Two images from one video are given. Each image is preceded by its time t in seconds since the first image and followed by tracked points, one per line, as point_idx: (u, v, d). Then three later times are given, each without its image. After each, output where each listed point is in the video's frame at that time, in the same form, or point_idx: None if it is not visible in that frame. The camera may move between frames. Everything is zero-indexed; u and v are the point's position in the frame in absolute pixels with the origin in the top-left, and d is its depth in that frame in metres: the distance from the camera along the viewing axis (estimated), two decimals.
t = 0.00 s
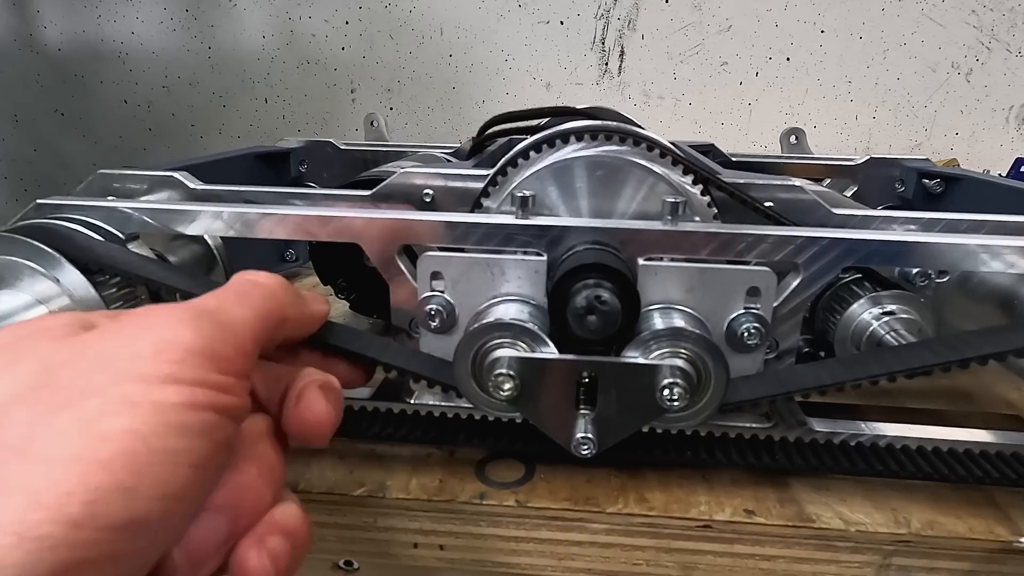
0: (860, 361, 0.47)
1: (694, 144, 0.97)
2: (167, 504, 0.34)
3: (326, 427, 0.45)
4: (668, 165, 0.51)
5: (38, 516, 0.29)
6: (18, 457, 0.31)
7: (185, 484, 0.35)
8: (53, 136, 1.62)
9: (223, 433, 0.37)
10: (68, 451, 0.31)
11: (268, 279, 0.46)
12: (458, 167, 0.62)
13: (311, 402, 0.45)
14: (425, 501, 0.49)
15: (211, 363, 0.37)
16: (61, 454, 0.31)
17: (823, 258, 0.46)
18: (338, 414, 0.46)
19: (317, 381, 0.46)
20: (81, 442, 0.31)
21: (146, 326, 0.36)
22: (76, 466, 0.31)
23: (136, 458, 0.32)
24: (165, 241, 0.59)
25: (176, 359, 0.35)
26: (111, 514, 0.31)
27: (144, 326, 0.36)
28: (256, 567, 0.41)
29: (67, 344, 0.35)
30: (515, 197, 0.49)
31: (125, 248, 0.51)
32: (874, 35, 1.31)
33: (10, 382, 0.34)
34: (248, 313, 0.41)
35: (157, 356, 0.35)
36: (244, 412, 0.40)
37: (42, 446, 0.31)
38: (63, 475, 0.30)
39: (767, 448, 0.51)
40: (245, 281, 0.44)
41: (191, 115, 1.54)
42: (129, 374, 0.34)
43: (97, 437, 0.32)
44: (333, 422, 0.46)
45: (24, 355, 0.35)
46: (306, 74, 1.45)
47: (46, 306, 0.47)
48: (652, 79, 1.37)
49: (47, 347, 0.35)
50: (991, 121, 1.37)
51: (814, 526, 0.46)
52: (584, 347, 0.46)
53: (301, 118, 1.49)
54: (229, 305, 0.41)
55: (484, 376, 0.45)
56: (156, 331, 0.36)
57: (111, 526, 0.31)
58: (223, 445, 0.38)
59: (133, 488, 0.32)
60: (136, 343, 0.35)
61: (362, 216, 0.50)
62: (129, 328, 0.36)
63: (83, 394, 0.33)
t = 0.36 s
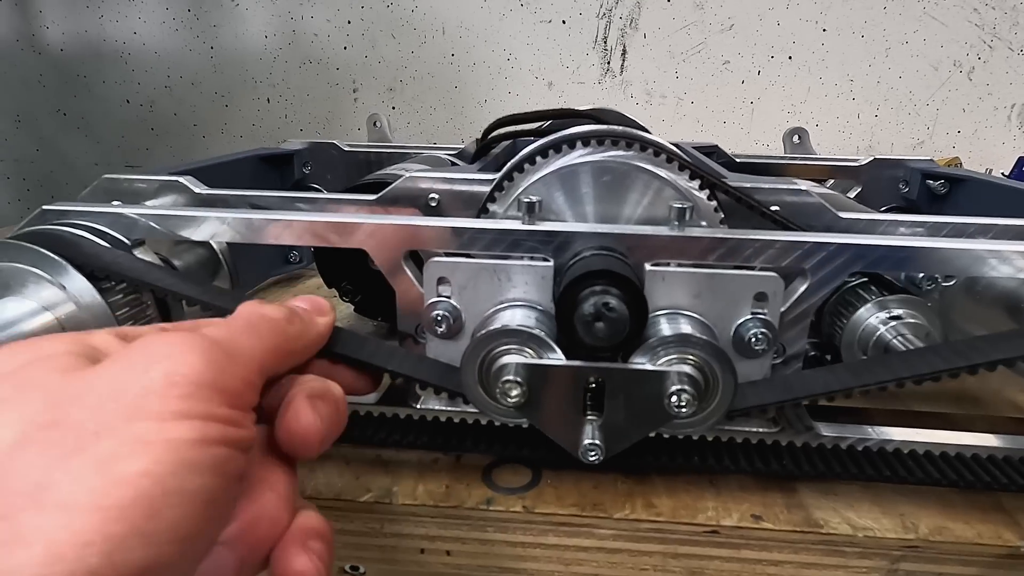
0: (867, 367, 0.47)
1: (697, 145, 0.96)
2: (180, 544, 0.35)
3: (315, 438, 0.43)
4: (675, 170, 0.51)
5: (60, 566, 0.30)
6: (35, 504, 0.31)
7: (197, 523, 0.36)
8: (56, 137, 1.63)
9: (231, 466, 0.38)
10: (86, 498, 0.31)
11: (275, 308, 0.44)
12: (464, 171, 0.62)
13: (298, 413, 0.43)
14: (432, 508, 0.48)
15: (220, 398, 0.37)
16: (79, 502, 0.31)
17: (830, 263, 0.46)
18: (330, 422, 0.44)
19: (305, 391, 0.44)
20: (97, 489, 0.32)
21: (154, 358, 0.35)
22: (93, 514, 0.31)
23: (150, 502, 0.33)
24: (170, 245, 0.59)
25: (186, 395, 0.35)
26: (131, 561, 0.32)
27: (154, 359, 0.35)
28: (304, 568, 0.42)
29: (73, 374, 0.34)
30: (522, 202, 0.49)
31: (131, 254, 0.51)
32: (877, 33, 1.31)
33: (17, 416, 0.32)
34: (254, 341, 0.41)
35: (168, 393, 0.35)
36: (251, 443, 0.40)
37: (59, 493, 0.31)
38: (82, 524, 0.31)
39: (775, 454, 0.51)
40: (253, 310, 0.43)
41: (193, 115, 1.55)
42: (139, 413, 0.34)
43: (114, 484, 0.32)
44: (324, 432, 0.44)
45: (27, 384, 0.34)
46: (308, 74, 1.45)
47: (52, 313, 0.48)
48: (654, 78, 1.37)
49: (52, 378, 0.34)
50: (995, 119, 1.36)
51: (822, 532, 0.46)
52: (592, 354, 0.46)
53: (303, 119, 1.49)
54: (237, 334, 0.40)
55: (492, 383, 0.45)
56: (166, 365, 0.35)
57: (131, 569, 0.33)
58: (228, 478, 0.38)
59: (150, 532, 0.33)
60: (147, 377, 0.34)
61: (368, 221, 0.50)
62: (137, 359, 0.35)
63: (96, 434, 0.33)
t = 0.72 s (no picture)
0: (864, 370, 0.47)
1: (696, 149, 0.97)
2: (183, 546, 0.36)
3: (298, 444, 0.44)
4: (672, 176, 0.52)
5: (63, 568, 0.31)
6: (39, 508, 0.32)
7: (200, 527, 0.36)
8: (60, 143, 1.65)
9: (233, 471, 0.38)
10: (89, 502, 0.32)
11: (275, 325, 0.45)
12: (464, 177, 0.63)
13: (281, 420, 0.43)
14: (433, 510, 0.49)
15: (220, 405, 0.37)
16: (82, 505, 0.32)
17: (826, 267, 0.47)
18: (317, 428, 0.44)
19: (290, 398, 0.44)
20: (100, 492, 0.32)
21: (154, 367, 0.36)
22: (95, 516, 0.32)
23: (151, 506, 0.34)
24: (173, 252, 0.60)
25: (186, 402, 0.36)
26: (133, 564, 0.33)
27: (153, 367, 0.36)
28: (313, 563, 0.43)
29: (77, 383, 0.35)
30: (521, 207, 0.49)
31: (135, 261, 0.52)
32: (878, 38, 1.32)
33: (24, 424, 0.33)
34: (255, 350, 0.41)
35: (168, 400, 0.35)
36: (253, 448, 0.41)
37: (63, 497, 0.32)
38: (85, 526, 0.32)
39: (773, 457, 0.52)
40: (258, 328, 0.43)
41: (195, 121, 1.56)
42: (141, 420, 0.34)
43: (116, 488, 0.33)
44: (308, 440, 0.44)
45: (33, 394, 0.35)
46: (311, 80, 1.46)
47: (57, 319, 0.48)
48: (655, 83, 1.38)
49: (56, 388, 0.35)
50: (996, 122, 1.37)
51: (819, 533, 0.46)
52: (591, 358, 0.46)
53: (304, 125, 1.50)
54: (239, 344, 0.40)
55: (492, 387, 0.45)
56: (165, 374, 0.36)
57: (135, 571, 0.33)
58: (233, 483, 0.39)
59: (151, 535, 0.34)
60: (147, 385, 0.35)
61: (370, 227, 0.50)
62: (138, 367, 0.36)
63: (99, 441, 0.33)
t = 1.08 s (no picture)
0: (857, 375, 0.48)
1: (694, 153, 0.98)
2: (199, 545, 0.36)
3: (296, 451, 0.45)
4: (668, 185, 0.53)
5: (87, 568, 0.32)
6: (62, 512, 0.32)
7: (209, 527, 0.37)
8: (61, 144, 1.66)
9: (243, 472, 0.39)
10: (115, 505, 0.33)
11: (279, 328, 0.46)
12: (464, 184, 0.64)
13: (277, 428, 0.44)
14: (434, 514, 0.50)
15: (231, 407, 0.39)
16: (103, 509, 0.33)
17: (819, 274, 0.48)
18: (315, 435, 0.45)
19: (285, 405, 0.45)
20: (121, 494, 0.33)
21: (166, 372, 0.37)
22: (117, 519, 0.33)
23: (169, 507, 0.35)
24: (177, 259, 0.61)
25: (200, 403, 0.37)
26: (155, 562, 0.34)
27: (167, 373, 0.37)
28: (326, 562, 0.45)
29: (89, 389, 0.36)
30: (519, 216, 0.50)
31: (141, 270, 0.53)
32: (876, 38, 1.33)
33: (41, 431, 0.34)
34: (260, 353, 0.42)
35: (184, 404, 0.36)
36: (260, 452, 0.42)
37: (85, 499, 0.33)
38: (106, 528, 0.32)
39: (768, 460, 0.52)
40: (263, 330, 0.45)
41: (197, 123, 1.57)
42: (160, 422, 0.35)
43: (135, 491, 0.34)
44: (304, 447, 0.45)
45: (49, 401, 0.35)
46: (311, 81, 1.47)
47: (65, 326, 0.49)
48: (655, 83, 1.39)
49: (70, 395, 0.36)
50: (995, 122, 1.38)
51: (813, 535, 0.47)
52: (587, 365, 0.47)
53: (305, 126, 1.51)
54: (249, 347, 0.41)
55: (492, 394, 0.46)
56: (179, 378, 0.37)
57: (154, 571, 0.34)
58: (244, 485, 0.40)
59: (169, 534, 0.35)
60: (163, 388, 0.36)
61: (372, 236, 0.51)
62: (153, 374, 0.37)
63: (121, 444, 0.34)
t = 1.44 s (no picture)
0: (849, 380, 0.49)
1: (690, 158, 0.99)
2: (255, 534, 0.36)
3: (336, 456, 0.45)
4: (663, 192, 0.54)
5: (167, 543, 0.31)
6: (142, 490, 0.32)
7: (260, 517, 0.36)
8: (59, 149, 1.68)
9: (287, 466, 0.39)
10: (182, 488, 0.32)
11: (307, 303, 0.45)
12: (461, 191, 0.65)
13: (320, 433, 0.44)
14: (433, 517, 0.51)
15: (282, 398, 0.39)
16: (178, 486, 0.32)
17: (812, 280, 0.49)
18: (346, 444, 0.46)
19: (326, 414, 0.46)
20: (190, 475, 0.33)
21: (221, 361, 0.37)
22: (188, 499, 0.32)
23: (237, 489, 0.35)
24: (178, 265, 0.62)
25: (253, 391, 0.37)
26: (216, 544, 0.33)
27: (225, 363, 0.37)
28: (343, 560, 0.45)
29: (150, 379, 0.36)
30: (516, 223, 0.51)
31: (143, 277, 0.54)
32: (872, 41, 1.34)
33: (107, 418, 0.34)
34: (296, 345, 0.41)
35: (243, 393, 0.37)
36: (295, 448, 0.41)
37: (163, 478, 0.32)
38: (179, 508, 0.32)
39: (762, 463, 0.53)
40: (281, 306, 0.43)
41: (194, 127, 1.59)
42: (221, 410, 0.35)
43: (206, 474, 0.33)
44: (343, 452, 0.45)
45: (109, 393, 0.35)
46: (308, 85, 1.48)
47: (69, 333, 0.50)
48: (651, 86, 1.40)
49: (133, 383, 0.36)
50: (991, 124, 1.39)
51: (806, 537, 0.48)
52: (583, 370, 0.48)
53: (302, 129, 1.52)
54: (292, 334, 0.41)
55: (489, 398, 0.47)
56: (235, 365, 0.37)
57: (219, 554, 0.34)
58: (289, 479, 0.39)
59: (235, 516, 0.34)
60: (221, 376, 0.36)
61: (371, 243, 0.52)
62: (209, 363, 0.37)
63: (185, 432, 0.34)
